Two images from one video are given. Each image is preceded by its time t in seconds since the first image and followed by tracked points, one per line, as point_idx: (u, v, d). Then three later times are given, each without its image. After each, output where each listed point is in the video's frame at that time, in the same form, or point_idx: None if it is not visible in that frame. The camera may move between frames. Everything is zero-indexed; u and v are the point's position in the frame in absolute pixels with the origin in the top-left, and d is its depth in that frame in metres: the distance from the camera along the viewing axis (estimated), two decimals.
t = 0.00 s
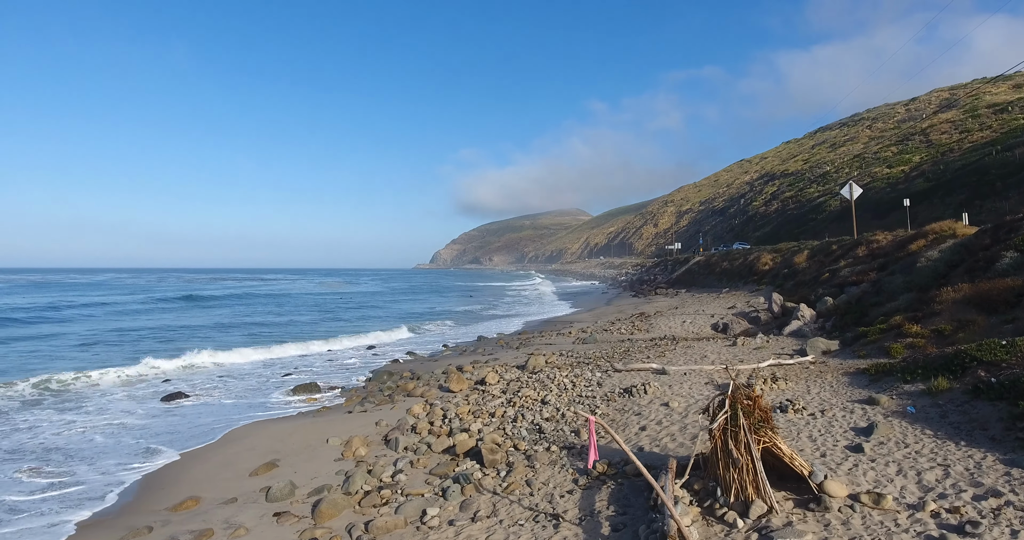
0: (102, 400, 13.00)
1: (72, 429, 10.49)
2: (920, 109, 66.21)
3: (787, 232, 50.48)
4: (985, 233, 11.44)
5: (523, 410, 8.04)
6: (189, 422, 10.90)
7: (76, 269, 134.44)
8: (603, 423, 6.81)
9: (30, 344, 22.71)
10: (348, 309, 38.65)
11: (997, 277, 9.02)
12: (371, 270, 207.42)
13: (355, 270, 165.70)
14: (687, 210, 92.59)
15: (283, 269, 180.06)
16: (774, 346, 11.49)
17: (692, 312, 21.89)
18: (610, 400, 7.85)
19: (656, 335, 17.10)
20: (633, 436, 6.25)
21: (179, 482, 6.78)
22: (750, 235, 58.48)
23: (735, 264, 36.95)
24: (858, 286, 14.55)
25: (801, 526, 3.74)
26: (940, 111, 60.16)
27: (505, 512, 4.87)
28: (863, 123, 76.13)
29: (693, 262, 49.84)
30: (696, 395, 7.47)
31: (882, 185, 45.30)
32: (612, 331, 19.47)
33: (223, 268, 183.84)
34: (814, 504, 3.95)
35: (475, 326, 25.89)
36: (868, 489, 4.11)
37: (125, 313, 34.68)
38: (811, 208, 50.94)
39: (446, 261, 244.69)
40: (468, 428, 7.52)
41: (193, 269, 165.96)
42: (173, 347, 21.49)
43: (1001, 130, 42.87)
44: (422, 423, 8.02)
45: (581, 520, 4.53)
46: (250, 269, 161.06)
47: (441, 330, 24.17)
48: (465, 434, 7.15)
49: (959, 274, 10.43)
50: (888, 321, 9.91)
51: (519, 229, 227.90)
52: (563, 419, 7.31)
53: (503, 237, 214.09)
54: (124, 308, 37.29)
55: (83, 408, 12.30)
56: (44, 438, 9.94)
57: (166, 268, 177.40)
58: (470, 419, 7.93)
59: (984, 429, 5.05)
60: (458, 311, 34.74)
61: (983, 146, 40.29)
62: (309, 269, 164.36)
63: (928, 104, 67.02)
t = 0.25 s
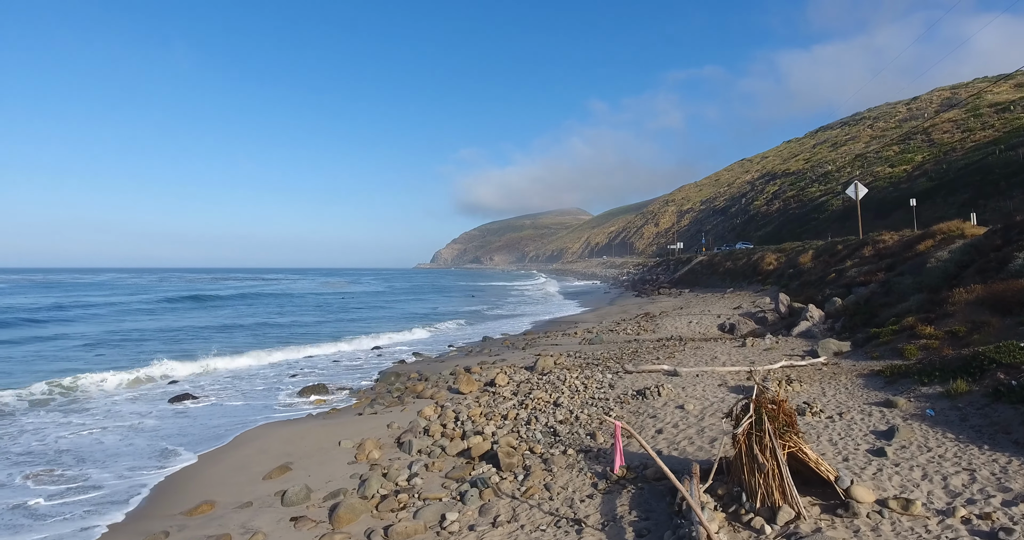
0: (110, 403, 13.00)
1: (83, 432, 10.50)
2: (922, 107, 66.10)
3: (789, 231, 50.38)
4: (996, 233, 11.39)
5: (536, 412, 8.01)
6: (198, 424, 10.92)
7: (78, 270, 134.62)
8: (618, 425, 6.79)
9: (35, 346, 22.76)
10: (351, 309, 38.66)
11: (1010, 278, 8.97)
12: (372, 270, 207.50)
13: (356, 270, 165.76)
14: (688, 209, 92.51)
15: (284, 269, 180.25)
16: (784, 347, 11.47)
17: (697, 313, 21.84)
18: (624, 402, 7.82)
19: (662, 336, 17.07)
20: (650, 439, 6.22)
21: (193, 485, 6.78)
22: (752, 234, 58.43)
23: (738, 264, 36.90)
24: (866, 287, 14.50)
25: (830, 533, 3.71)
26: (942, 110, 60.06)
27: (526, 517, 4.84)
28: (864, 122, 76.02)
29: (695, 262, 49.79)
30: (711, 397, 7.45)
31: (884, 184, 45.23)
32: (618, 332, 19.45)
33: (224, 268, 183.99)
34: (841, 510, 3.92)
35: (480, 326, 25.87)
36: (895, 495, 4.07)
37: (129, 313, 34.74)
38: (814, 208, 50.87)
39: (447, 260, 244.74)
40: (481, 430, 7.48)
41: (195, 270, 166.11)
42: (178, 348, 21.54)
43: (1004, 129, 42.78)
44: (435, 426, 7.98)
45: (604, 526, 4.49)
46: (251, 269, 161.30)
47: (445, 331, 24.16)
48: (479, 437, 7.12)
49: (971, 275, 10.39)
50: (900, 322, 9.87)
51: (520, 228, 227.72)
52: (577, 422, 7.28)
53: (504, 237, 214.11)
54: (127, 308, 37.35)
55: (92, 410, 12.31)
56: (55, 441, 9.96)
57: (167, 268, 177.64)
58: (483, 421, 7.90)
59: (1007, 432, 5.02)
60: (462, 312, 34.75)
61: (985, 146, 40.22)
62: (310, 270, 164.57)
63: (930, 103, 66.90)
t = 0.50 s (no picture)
0: (119, 406, 12.99)
1: (93, 436, 10.49)
2: (924, 106, 65.95)
3: (792, 231, 50.28)
4: (1008, 235, 11.33)
5: (550, 417, 7.97)
6: (209, 428, 10.91)
7: (80, 269, 134.78)
8: (636, 432, 6.76)
9: (41, 347, 22.80)
10: (354, 310, 38.65)
11: None
12: (373, 269, 207.52)
13: (358, 270, 165.82)
14: (690, 209, 92.39)
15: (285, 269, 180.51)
16: (796, 350, 11.41)
17: (703, 314, 21.78)
18: (639, 407, 7.79)
19: (669, 337, 17.02)
20: (670, 446, 6.19)
21: (210, 492, 6.76)
22: (755, 234, 58.34)
23: (742, 264, 36.84)
24: (875, 289, 14.44)
25: None
26: (944, 110, 59.91)
27: (550, 526, 4.82)
28: (867, 121, 75.86)
29: (698, 262, 49.71)
30: (728, 402, 7.41)
31: (887, 184, 45.13)
32: (625, 333, 19.42)
33: (225, 268, 184.12)
34: (873, 522, 3.90)
35: (484, 327, 25.84)
36: (927, 506, 4.04)
37: (133, 314, 34.80)
38: (816, 207, 50.78)
39: (448, 260, 244.83)
40: (497, 436, 7.45)
41: (196, 269, 166.23)
42: (184, 351, 21.56)
43: (1008, 128, 42.65)
44: (449, 431, 7.95)
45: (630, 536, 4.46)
46: (253, 269, 161.58)
47: (450, 332, 24.13)
48: (496, 443, 7.09)
49: (985, 278, 10.32)
50: (914, 326, 9.82)
51: (521, 228, 227.50)
52: (594, 428, 7.24)
53: (505, 236, 214.18)
54: (131, 309, 37.40)
55: (101, 414, 12.29)
56: (67, 446, 9.97)
57: (169, 268, 178.06)
58: (498, 426, 7.87)
59: None
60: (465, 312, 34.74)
61: (989, 145, 40.10)
62: (311, 269, 164.91)
63: (932, 102, 66.73)
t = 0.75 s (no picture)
0: (128, 411, 12.96)
1: (103, 443, 10.46)
2: (927, 106, 65.80)
3: (795, 231, 50.15)
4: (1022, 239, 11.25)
5: (567, 424, 7.93)
6: (219, 434, 10.88)
7: (82, 269, 134.92)
8: (656, 439, 6.72)
9: (47, 349, 22.83)
10: (358, 311, 38.60)
11: None
12: (374, 269, 207.55)
13: (359, 270, 165.77)
14: (691, 208, 92.25)
15: (286, 269, 180.66)
16: (809, 354, 11.35)
17: (710, 316, 21.72)
18: (657, 413, 7.75)
19: (677, 340, 16.97)
20: (691, 454, 6.14)
21: (227, 501, 6.72)
22: (757, 234, 58.23)
23: (747, 265, 36.76)
24: (886, 292, 14.37)
25: None
26: (947, 109, 59.75)
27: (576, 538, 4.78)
28: (869, 120, 75.69)
29: (701, 262, 49.62)
30: (747, 409, 7.36)
31: (890, 184, 45.02)
32: (632, 336, 19.38)
33: (227, 268, 184.28)
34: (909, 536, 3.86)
35: (489, 329, 25.80)
36: (962, 520, 3.99)
37: (137, 315, 34.84)
38: (819, 207, 50.67)
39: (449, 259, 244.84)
40: (514, 443, 7.41)
41: (198, 269, 166.40)
42: (190, 353, 21.55)
43: (1011, 128, 42.50)
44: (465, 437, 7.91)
45: None
46: (254, 269, 161.78)
47: (455, 334, 24.09)
48: (513, 450, 7.04)
49: (1000, 282, 10.25)
50: (929, 331, 9.75)
51: (522, 227, 227.35)
52: (612, 434, 7.20)
53: (506, 236, 214.17)
54: (134, 310, 37.40)
55: (110, 419, 12.26)
56: (78, 452, 9.94)
57: (171, 268, 178.35)
58: (514, 433, 7.82)
59: None
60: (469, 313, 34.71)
61: (993, 145, 39.97)
62: (313, 269, 165.10)
63: (935, 101, 66.56)
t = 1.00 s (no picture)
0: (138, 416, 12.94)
1: (115, 448, 10.43)
2: (929, 106, 65.65)
3: (798, 232, 50.05)
4: None
5: (584, 430, 7.89)
6: (232, 439, 10.86)
7: (84, 270, 135.13)
8: (678, 448, 6.68)
9: (53, 351, 22.85)
10: (362, 312, 38.61)
11: None
12: (376, 269, 207.61)
13: (361, 270, 167.74)
14: (693, 208, 92.16)
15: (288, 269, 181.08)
16: (823, 359, 11.28)
17: (718, 319, 21.66)
18: (676, 420, 7.71)
19: (686, 344, 16.94)
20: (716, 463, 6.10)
21: (246, 509, 6.69)
22: (760, 234, 58.13)
23: (751, 266, 36.68)
24: (898, 295, 14.29)
25: None
26: (950, 109, 59.63)
27: None
28: (871, 120, 75.52)
29: (704, 263, 49.54)
30: (768, 416, 7.31)
31: (894, 184, 44.92)
32: (640, 338, 19.36)
33: (228, 268, 184.53)
34: None
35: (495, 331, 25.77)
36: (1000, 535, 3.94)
37: (141, 317, 34.89)
38: (822, 208, 50.57)
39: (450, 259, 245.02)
40: (532, 450, 7.37)
41: (200, 270, 166.57)
42: (196, 355, 21.55)
43: (1016, 128, 42.38)
44: (482, 443, 7.86)
45: None
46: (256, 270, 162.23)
47: (462, 336, 24.06)
48: (533, 457, 7.01)
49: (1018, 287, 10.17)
50: (947, 335, 9.66)
51: (522, 227, 227.29)
52: (633, 442, 7.16)
53: (507, 236, 214.20)
54: (138, 311, 37.42)
55: (121, 424, 12.25)
56: (91, 457, 9.92)
57: (172, 268, 178.75)
58: (532, 440, 7.79)
59: None
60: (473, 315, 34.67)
61: (998, 145, 39.84)
62: (314, 269, 165.49)
63: (938, 101, 66.39)
